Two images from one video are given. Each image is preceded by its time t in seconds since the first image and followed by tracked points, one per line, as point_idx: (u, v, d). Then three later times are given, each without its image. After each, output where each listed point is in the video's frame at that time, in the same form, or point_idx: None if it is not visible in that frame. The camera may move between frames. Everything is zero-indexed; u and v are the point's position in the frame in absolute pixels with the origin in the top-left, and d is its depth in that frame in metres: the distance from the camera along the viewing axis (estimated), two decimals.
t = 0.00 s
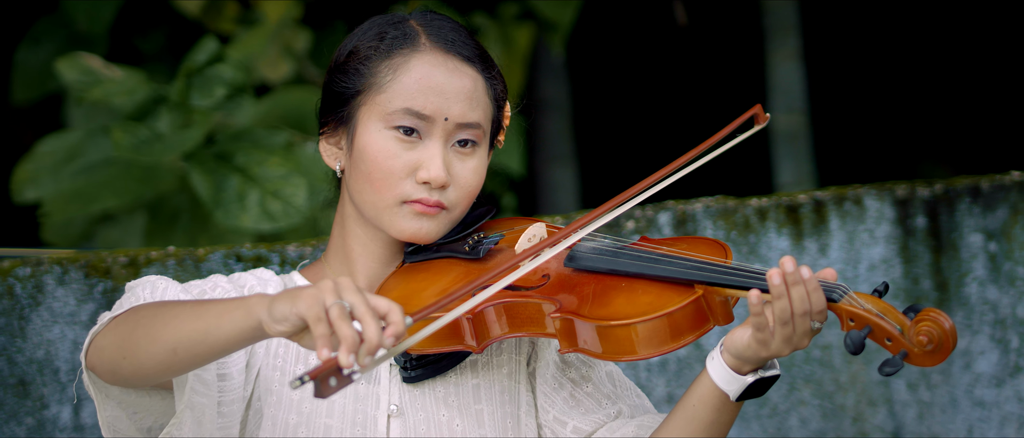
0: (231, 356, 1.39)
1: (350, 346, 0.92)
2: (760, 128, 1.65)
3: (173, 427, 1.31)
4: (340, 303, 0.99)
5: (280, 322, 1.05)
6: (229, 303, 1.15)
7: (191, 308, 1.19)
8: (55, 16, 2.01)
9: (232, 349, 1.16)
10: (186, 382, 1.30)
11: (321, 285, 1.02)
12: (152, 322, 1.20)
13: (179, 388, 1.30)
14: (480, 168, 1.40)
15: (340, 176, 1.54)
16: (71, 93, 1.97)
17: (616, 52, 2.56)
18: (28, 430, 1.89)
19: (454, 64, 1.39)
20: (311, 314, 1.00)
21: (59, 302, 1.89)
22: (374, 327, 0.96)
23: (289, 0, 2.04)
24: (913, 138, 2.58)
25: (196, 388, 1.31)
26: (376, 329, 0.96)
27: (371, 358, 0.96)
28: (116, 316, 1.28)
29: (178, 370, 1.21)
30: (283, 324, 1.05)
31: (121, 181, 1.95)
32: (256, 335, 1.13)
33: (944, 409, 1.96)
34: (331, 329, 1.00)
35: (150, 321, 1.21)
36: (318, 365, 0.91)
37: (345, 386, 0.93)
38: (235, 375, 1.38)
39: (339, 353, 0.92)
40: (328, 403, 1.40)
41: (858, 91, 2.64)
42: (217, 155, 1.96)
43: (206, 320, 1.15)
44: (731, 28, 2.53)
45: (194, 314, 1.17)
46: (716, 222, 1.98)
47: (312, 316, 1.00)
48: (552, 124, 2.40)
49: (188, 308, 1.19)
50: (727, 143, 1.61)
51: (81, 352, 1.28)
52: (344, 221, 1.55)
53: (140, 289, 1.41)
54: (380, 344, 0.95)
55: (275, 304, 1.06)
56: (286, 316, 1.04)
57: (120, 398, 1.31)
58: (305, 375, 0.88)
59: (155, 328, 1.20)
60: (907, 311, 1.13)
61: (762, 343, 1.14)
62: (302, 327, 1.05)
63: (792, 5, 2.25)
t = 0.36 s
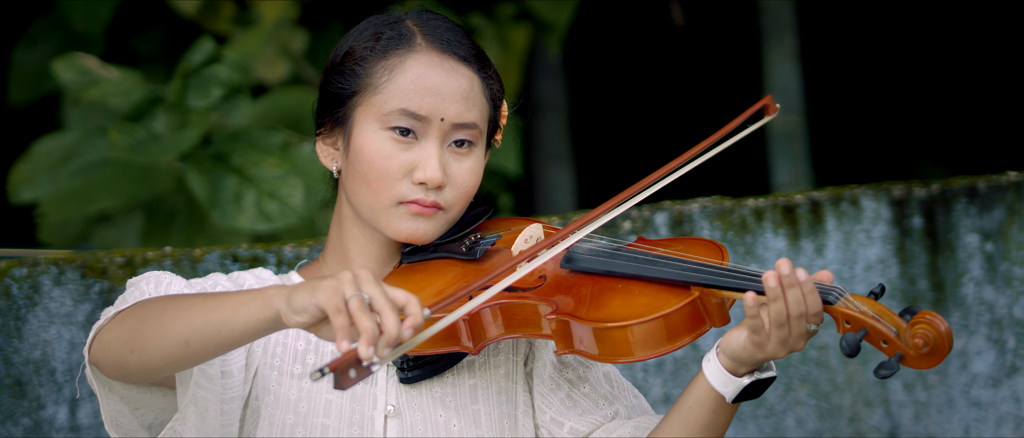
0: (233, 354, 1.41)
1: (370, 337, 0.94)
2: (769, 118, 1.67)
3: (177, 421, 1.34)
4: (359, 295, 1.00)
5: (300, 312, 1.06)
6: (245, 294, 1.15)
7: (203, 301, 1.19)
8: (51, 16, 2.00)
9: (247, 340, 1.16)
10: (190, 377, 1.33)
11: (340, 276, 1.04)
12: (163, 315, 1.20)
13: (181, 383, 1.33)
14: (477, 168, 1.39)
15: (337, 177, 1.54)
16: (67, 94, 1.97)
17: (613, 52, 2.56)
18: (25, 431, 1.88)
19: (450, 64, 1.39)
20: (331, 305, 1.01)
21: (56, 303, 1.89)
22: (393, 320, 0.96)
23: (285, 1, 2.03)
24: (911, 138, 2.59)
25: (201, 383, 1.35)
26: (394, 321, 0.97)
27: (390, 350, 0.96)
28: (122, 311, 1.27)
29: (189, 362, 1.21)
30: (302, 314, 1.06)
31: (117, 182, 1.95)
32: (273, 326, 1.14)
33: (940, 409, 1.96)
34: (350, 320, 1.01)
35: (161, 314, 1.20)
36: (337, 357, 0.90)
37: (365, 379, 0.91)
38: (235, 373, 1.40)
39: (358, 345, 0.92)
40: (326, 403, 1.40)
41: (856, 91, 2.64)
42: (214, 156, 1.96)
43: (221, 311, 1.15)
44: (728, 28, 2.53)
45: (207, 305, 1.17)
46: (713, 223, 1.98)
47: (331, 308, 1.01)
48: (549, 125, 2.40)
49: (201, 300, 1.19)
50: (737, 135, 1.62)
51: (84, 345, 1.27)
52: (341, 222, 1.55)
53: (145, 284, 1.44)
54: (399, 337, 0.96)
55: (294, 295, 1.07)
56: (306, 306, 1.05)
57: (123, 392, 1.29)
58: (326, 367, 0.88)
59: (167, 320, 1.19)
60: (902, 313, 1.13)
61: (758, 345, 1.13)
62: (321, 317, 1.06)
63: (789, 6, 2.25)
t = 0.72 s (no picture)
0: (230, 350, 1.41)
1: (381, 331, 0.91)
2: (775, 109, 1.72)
3: (177, 415, 1.34)
4: (370, 288, 0.98)
5: (312, 304, 1.05)
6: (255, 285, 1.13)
7: (210, 293, 1.17)
8: (46, 17, 2.00)
9: (254, 333, 1.14)
10: (191, 372, 1.33)
11: (352, 269, 1.02)
12: (168, 308, 1.18)
13: (181, 377, 1.33)
14: (471, 168, 1.39)
15: (332, 177, 1.53)
16: (62, 94, 1.97)
17: (609, 53, 2.56)
18: (19, 431, 1.89)
19: (444, 64, 1.39)
20: (343, 298, 0.99)
21: (51, 303, 1.89)
22: (404, 314, 0.94)
23: (280, 1, 2.03)
24: (907, 138, 2.58)
25: (202, 377, 1.35)
26: (404, 314, 0.94)
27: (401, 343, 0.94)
28: (124, 304, 1.25)
29: (194, 355, 1.18)
30: (315, 306, 1.05)
31: (113, 183, 1.96)
32: (284, 318, 1.12)
33: (935, 409, 1.96)
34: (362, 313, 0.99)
35: (165, 307, 1.18)
36: (348, 351, 0.90)
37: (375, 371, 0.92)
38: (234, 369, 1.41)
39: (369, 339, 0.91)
40: (321, 402, 1.39)
41: (852, 91, 2.64)
42: (209, 156, 1.96)
43: (229, 302, 1.13)
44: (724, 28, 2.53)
45: (215, 297, 1.15)
46: (708, 223, 1.98)
47: (343, 300, 0.99)
48: (544, 125, 2.40)
49: (207, 293, 1.17)
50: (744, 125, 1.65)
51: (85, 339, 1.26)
52: (336, 223, 1.54)
53: (145, 278, 1.45)
54: (410, 330, 0.94)
55: (306, 287, 1.06)
56: (317, 299, 1.04)
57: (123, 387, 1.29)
58: (336, 360, 0.87)
59: (172, 313, 1.17)
60: (896, 312, 1.12)
61: (751, 344, 1.13)
62: (332, 310, 1.05)
63: (784, 6, 2.25)
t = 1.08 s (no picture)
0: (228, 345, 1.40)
1: (395, 319, 0.92)
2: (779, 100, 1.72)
3: (180, 408, 1.30)
4: (384, 275, 0.98)
5: (326, 291, 1.05)
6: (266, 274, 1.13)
7: (220, 281, 1.16)
8: (42, 17, 2.00)
9: (265, 320, 1.14)
10: (195, 363, 1.32)
11: (365, 256, 1.02)
12: (177, 296, 1.18)
13: (183, 368, 1.31)
14: (464, 168, 1.39)
15: (326, 178, 1.53)
16: (58, 94, 1.97)
17: (605, 53, 2.56)
18: (15, 432, 1.88)
19: (437, 64, 1.39)
20: (357, 285, 1.00)
21: (47, 303, 1.89)
22: (417, 301, 0.94)
23: (276, 1, 2.03)
24: (904, 138, 2.58)
25: (204, 369, 1.33)
26: (419, 302, 0.94)
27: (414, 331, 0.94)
28: (129, 296, 1.25)
29: (202, 343, 1.18)
30: (329, 293, 1.05)
31: (108, 183, 1.96)
32: (296, 305, 1.12)
33: (931, 409, 1.96)
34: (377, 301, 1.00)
35: (173, 296, 1.18)
36: (363, 339, 0.91)
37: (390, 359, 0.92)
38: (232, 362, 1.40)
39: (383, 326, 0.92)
40: (316, 402, 1.39)
41: (849, 91, 2.64)
42: (205, 157, 1.96)
43: (240, 289, 1.13)
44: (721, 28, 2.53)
45: (225, 285, 1.15)
46: (703, 223, 1.98)
47: (358, 287, 1.00)
48: (540, 125, 2.40)
49: (217, 281, 1.16)
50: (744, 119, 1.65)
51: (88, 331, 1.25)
52: (330, 223, 1.53)
53: (148, 270, 1.44)
54: (424, 318, 0.94)
55: (320, 273, 1.06)
56: (331, 285, 1.04)
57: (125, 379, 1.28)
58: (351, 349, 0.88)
59: (180, 301, 1.17)
60: (887, 309, 1.12)
61: (743, 342, 1.13)
62: (346, 296, 1.05)
63: (779, 6, 2.26)
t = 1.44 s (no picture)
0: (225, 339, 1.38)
1: (406, 306, 0.95)
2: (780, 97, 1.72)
3: (179, 399, 1.31)
4: (396, 262, 1.01)
5: (336, 276, 1.06)
6: (274, 259, 1.14)
7: (227, 267, 1.17)
8: (34, 19, 2.00)
9: (274, 306, 1.14)
10: (195, 353, 1.32)
11: (377, 243, 1.04)
12: (182, 283, 1.17)
13: (184, 357, 1.31)
14: (453, 169, 1.39)
15: (315, 180, 1.53)
16: (50, 96, 1.97)
17: (599, 54, 2.56)
18: (7, 433, 1.88)
19: (425, 66, 1.39)
20: (369, 270, 1.01)
21: (38, 305, 1.89)
22: (428, 289, 0.97)
23: (268, 3, 2.03)
24: (897, 139, 2.58)
25: (204, 360, 1.33)
26: (429, 289, 0.98)
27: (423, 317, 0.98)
28: (131, 285, 1.24)
29: (208, 330, 1.17)
30: (340, 278, 1.06)
31: (101, 185, 1.95)
32: (305, 290, 1.12)
33: (923, 411, 1.96)
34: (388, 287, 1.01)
35: (177, 282, 1.18)
36: (373, 325, 0.95)
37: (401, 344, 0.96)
38: (228, 353, 1.38)
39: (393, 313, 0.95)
40: (306, 403, 1.38)
41: (842, 92, 2.64)
42: (197, 158, 1.96)
43: (248, 275, 1.13)
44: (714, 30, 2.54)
45: (232, 271, 1.15)
46: (696, 224, 1.98)
47: (369, 273, 1.01)
48: (533, 127, 2.41)
49: (223, 268, 1.17)
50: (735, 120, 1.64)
51: (88, 321, 1.24)
52: (320, 226, 1.53)
53: (149, 261, 1.42)
54: (433, 305, 0.98)
55: (331, 258, 1.07)
56: (343, 270, 1.05)
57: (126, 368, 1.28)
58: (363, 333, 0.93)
59: (187, 287, 1.16)
60: (875, 310, 1.12)
61: (731, 343, 1.13)
62: (356, 283, 1.06)
63: (771, 8, 2.26)
